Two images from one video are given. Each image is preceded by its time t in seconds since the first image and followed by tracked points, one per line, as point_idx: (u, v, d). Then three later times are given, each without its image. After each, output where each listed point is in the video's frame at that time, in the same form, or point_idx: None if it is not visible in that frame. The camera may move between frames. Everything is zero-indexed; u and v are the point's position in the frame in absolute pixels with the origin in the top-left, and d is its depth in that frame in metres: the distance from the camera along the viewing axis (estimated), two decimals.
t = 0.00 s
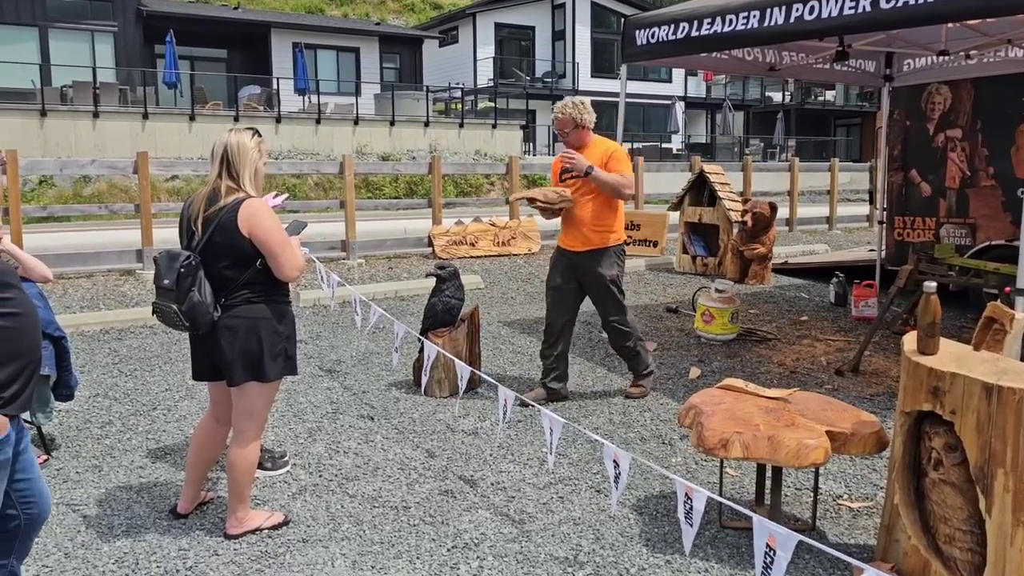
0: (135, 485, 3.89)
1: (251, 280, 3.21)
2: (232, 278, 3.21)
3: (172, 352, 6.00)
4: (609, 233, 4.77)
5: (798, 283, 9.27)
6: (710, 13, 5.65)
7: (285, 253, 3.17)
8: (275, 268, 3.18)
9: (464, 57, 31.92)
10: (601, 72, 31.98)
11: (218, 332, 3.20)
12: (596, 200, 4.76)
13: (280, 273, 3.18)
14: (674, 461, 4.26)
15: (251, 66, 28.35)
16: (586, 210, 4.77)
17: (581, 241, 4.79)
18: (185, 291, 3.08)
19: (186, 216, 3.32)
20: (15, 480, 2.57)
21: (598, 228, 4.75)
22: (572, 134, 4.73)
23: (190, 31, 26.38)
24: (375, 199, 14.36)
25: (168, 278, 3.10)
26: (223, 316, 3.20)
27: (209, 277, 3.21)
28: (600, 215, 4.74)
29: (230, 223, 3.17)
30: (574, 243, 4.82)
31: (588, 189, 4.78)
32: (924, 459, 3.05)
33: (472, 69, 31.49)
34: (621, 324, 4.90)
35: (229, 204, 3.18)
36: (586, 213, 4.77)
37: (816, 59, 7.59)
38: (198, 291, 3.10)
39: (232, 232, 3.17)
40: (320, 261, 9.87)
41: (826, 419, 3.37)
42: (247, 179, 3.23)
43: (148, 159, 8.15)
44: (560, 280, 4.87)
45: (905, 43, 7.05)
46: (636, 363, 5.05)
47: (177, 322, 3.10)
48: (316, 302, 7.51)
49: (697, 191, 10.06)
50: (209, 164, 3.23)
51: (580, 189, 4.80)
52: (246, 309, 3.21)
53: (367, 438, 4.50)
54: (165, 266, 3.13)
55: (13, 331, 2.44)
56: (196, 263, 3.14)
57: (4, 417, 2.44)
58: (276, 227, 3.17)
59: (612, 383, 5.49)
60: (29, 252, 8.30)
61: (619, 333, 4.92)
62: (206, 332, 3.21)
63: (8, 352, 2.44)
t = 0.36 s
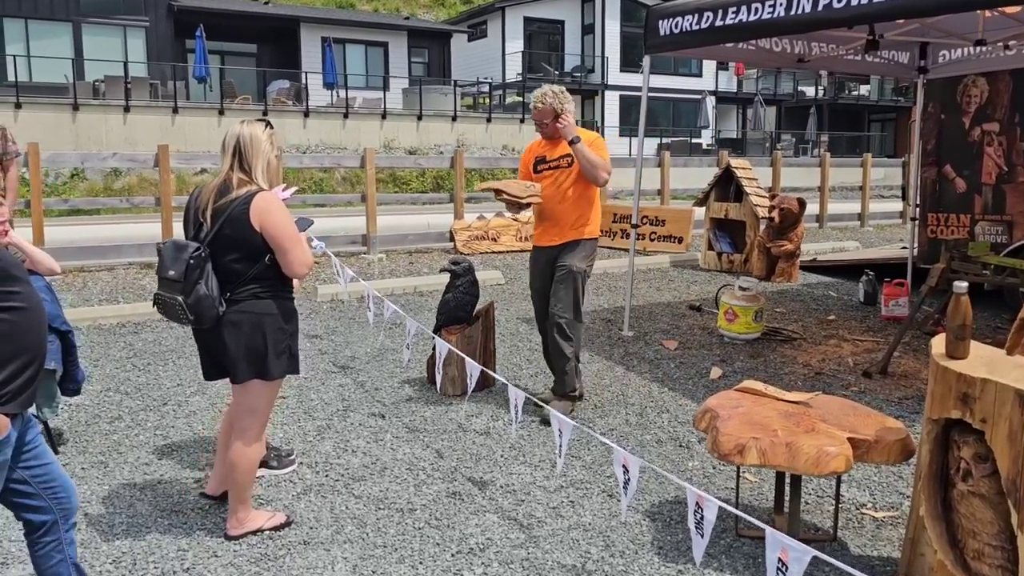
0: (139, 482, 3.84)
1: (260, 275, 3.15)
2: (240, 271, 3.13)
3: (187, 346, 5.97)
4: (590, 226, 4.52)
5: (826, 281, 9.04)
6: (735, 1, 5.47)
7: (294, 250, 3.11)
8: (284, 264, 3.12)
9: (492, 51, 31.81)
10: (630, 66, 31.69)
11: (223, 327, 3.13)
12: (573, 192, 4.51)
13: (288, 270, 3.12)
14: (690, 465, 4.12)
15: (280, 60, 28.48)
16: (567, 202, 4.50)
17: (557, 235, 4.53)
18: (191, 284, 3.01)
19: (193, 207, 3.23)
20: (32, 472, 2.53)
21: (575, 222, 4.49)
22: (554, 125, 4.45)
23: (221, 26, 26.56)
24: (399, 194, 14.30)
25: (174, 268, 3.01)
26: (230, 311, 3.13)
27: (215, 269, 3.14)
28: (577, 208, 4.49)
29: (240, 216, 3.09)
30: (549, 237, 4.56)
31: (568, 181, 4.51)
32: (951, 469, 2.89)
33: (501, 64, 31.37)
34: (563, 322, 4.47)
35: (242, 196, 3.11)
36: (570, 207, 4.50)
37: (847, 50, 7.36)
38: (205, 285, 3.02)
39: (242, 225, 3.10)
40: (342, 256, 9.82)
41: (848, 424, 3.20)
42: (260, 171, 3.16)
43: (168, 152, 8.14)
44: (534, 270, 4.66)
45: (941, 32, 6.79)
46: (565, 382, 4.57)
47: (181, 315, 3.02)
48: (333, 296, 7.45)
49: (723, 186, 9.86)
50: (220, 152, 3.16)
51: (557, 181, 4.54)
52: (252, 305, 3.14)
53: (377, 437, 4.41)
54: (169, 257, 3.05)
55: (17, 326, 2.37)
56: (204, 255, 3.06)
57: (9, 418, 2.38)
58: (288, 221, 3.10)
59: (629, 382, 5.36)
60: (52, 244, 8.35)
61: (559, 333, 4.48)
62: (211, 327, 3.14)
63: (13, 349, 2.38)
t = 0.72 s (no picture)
0: (141, 486, 3.76)
1: (274, 275, 3.05)
2: (253, 267, 3.03)
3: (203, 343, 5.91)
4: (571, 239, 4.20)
5: (862, 282, 8.74)
6: None
7: (310, 253, 3.03)
8: (298, 266, 3.03)
9: (527, 45, 31.64)
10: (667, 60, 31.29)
11: (227, 324, 3.02)
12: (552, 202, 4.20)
13: (301, 272, 3.03)
14: (710, 477, 3.94)
15: (315, 55, 28.59)
16: (546, 212, 4.20)
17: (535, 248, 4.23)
18: (202, 275, 2.88)
19: (208, 201, 3.15)
20: (63, 479, 2.43)
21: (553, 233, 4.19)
22: (534, 129, 4.12)
23: (258, 21, 26.73)
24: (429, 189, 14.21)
25: (186, 258, 2.89)
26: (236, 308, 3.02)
27: (227, 263, 3.03)
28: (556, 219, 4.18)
29: (260, 211, 3.00)
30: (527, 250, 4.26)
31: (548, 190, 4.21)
32: (990, 494, 2.67)
33: (536, 58, 31.19)
34: (543, 344, 4.19)
35: (263, 191, 3.03)
36: (547, 219, 4.20)
37: (886, 42, 7.07)
38: (215, 277, 2.90)
39: (261, 221, 3.00)
40: (367, 252, 9.75)
41: (877, 441, 2.99)
42: (283, 171, 3.10)
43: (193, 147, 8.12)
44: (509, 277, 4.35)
45: (986, 22, 6.48)
46: (543, 404, 4.24)
47: (184, 305, 2.89)
48: (354, 294, 7.35)
49: (756, 182, 9.58)
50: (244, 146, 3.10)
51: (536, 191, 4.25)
52: (259, 305, 3.03)
53: (387, 441, 4.29)
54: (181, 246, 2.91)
55: (52, 328, 2.24)
56: (217, 247, 2.94)
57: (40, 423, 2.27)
58: (307, 223, 3.03)
59: (651, 387, 5.18)
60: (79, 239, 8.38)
61: (539, 352, 4.20)
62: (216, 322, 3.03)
63: (47, 352, 2.24)
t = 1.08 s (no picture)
0: (144, 495, 3.63)
1: (298, 276, 3.03)
2: (278, 261, 3.00)
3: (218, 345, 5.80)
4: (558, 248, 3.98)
5: (899, 284, 8.42)
6: None
7: (341, 249, 3.01)
8: (328, 260, 3.01)
9: (556, 42, 31.38)
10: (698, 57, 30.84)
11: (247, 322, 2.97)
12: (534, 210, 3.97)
13: (330, 269, 3.00)
14: (738, 493, 3.72)
15: (344, 54, 28.59)
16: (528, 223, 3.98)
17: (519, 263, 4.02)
18: (231, 267, 2.85)
19: (235, 198, 3.13)
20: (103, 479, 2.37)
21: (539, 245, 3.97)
22: (502, 131, 3.89)
23: (287, 20, 26.77)
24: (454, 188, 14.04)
25: (215, 249, 2.84)
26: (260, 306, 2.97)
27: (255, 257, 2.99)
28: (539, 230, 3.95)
29: (291, 204, 2.99)
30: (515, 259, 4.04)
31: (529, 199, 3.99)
32: None
33: (565, 56, 30.91)
34: (551, 352, 3.98)
35: (294, 185, 3.02)
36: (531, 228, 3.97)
37: (927, 33, 6.76)
38: (244, 271, 2.88)
39: (292, 212, 2.99)
40: (389, 252, 9.61)
41: (919, 461, 2.75)
42: (314, 170, 3.12)
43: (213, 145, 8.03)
44: (494, 290, 4.11)
45: None
46: (558, 414, 4.09)
47: (209, 295, 2.84)
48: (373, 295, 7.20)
49: (789, 180, 9.28)
50: (274, 145, 3.12)
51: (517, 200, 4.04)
52: (281, 306, 2.99)
53: (399, 450, 4.13)
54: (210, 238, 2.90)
55: (106, 320, 2.18)
56: (248, 240, 2.92)
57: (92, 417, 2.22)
58: (339, 219, 3.03)
59: (676, 395, 4.96)
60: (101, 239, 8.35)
61: (545, 364, 3.99)
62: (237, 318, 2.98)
63: (99, 343, 2.18)
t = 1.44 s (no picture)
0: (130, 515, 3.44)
1: (313, 281, 2.87)
2: (292, 263, 2.83)
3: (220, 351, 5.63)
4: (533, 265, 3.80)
5: (931, 286, 8.08)
6: None
7: (356, 260, 2.88)
8: (340, 268, 2.87)
9: (578, 38, 31.06)
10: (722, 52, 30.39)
11: (254, 323, 2.80)
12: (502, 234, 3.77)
13: (344, 280, 2.87)
14: (761, 517, 3.46)
15: (365, 51, 28.48)
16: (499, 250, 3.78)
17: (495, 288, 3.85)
18: (244, 261, 2.72)
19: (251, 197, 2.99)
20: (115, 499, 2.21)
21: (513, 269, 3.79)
22: (456, 151, 3.62)
23: (308, 17, 26.69)
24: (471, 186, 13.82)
25: (228, 241, 2.72)
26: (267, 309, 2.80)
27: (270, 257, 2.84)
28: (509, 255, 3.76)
29: (311, 209, 2.84)
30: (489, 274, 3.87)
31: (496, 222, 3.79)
32: None
33: (587, 51, 30.60)
34: (548, 357, 3.77)
35: (315, 188, 2.91)
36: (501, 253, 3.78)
37: (962, 23, 6.42)
38: (257, 267, 2.74)
39: (314, 217, 2.84)
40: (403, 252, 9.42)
41: (962, 494, 2.50)
42: (334, 180, 3.01)
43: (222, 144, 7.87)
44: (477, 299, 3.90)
45: None
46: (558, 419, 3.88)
47: (217, 289, 2.69)
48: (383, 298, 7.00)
49: (816, 177, 8.94)
50: (297, 154, 3.03)
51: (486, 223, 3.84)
52: (291, 312, 2.82)
53: (401, 466, 3.91)
54: (226, 231, 2.76)
55: (117, 328, 2.02)
56: (265, 236, 2.78)
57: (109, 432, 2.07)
58: (358, 228, 2.91)
59: (696, 407, 4.70)
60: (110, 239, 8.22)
61: (542, 370, 3.77)
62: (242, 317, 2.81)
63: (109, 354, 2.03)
